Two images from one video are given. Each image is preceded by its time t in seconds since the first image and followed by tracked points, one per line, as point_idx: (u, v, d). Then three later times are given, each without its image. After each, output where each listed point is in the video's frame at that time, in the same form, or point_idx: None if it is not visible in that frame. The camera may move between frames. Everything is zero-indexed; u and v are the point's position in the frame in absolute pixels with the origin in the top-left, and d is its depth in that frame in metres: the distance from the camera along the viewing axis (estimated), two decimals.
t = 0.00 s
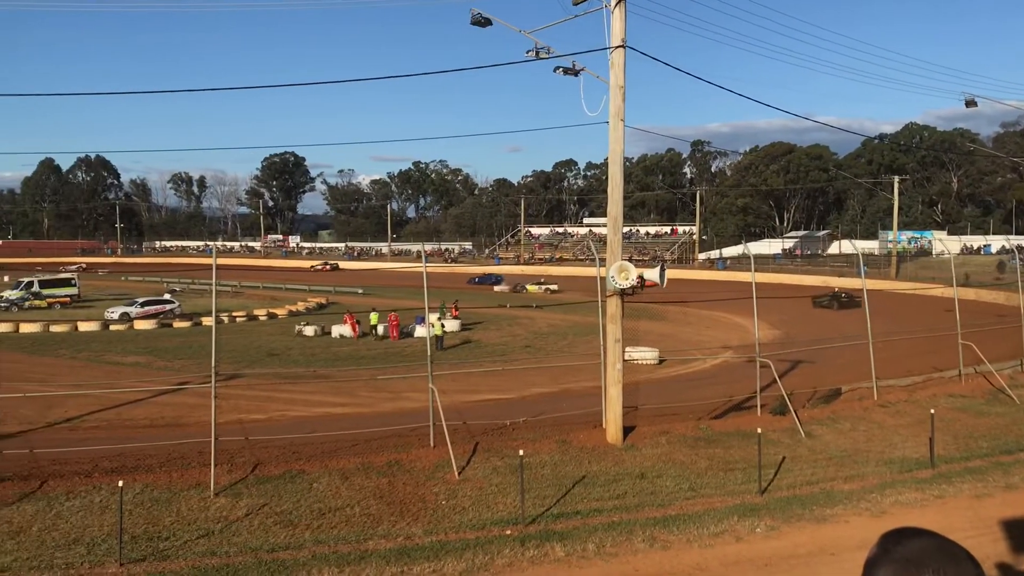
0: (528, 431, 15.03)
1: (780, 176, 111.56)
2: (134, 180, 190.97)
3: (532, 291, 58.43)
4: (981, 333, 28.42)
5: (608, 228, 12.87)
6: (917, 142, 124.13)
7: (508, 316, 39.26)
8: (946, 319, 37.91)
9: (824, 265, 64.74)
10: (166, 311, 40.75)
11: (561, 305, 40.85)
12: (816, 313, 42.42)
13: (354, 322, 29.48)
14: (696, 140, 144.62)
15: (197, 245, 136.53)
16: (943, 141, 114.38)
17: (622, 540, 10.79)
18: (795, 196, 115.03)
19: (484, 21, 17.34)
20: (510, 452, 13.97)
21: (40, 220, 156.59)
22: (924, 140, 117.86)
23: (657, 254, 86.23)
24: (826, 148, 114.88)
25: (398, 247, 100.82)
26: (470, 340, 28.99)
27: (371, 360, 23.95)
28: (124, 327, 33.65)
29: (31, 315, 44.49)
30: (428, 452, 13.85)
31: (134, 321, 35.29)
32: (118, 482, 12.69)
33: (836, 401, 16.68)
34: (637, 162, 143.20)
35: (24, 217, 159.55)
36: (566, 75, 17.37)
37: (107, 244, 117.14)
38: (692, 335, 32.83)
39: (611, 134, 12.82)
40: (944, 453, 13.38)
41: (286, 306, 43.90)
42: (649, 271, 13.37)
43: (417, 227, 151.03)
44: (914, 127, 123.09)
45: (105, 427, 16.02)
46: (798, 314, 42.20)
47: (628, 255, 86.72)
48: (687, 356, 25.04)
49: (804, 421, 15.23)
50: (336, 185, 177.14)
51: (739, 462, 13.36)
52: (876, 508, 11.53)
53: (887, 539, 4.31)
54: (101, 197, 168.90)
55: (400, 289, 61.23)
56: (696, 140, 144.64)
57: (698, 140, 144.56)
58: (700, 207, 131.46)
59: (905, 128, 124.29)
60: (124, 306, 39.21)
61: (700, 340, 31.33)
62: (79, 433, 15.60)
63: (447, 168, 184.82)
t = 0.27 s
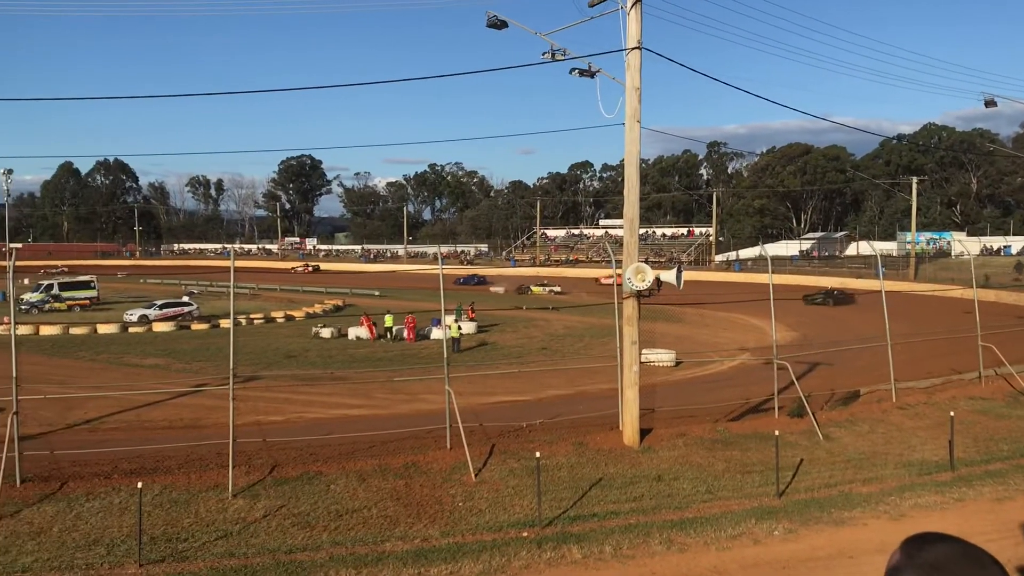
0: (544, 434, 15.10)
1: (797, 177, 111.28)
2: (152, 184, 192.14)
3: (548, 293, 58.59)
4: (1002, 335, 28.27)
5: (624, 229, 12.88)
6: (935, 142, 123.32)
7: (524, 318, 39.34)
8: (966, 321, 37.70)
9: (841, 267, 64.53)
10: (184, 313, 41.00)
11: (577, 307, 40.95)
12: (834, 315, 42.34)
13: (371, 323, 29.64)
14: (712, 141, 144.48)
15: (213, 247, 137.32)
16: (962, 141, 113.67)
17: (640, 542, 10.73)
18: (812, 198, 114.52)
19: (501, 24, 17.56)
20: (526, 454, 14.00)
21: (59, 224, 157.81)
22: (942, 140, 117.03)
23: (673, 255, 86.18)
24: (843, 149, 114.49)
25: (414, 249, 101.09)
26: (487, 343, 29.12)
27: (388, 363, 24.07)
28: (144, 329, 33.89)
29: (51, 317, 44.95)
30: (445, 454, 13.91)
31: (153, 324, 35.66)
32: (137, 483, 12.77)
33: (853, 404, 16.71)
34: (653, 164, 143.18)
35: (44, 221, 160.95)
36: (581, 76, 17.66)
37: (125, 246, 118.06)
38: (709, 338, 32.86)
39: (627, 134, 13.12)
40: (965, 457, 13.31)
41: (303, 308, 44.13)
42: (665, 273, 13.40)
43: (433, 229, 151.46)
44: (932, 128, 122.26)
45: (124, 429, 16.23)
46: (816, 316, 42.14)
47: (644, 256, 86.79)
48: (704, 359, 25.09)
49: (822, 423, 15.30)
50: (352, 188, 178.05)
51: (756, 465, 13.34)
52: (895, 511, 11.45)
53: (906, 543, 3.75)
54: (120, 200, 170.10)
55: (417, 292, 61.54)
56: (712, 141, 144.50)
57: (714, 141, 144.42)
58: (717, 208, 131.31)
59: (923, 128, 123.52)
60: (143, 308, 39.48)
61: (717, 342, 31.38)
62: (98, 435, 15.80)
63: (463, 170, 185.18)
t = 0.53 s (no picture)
0: (559, 437, 15.17)
1: (812, 178, 110.70)
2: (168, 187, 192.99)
3: (562, 295, 58.61)
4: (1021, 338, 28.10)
5: (638, 231, 12.96)
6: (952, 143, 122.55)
7: (539, 320, 39.40)
8: (984, 323, 37.49)
9: (857, 268, 64.30)
10: (200, 316, 41.19)
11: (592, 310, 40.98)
12: (851, 318, 42.22)
13: (386, 326, 29.68)
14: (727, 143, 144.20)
15: (228, 250, 137.89)
16: (979, 142, 112.93)
17: (655, 545, 10.65)
18: (828, 198, 113.94)
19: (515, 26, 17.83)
20: (540, 457, 14.02)
21: (76, 227, 158.64)
22: (959, 141, 116.22)
23: (688, 257, 86.00)
24: (859, 150, 114.04)
25: (429, 251, 101.27)
26: (502, 345, 29.19)
27: (404, 366, 24.19)
28: (160, 331, 34.04)
29: (69, 319, 45.31)
30: (460, 456, 13.96)
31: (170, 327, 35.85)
32: (153, 485, 12.83)
33: (870, 408, 16.71)
34: (667, 166, 143.02)
35: (61, 224, 161.98)
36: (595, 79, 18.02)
37: (141, 249, 118.80)
38: (724, 340, 32.82)
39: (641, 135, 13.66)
40: (983, 460, 13.25)
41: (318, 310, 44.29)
42: (679, 274, 13.47)
43: (448, 232, 151.58)
44: (949, 129, 121.47)
45: (140, 432, 16.40)
46: (833, 318, 42.01)
47: (659, 259, 86.69)
48: (718, 362, 25.10)
49: (838, 426, 15.33)
50: (367, 191, 178.31)
51: (772, 468, 13.30)
52: (912, 514, 11.37)
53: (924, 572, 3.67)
54: (136, 203, 170.95)
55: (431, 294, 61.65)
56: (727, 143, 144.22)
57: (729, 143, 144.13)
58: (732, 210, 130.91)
59: (940, 129, 122.74)
60: (159, 311, 39.68)
61: (732, 345, 31.36)
62: (114, 437, 15.89)
63: (477, 173, 185.29)
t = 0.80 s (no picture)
0: (570, 438, 15.18)
1: (825, 180, 110.34)
2: (181, 189, 194.05)
3: (573, 296, 58.62)
4: None
5: (651, 232, 13.04)
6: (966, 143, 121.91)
7: (551, 321, 39.46)
8: (998, 324, 37.33)
9: (870, 270, 64.09)
10: (213, 317, 41.38)
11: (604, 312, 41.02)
12: (865, 319, 42.11)
13: (398, 327, 29.84)
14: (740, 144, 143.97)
15: (241, 252, 138.44)
16: (994, 142, 112.32)
17: (667, 547, 10.59)
18: (841, 200, 113.52)
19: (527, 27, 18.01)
20: (552, 459, 14.01)
21: (90, 228, 159.66)
22: (974, 141, 115.49)
23: (700, 258, 85.82)
24: (872, 150, 113.66)
25: (441, 253, 101.46)
26: (514, 347, 29.25)
27: (416, 367, 24.28)
28: (173, 333, 34.21)
29: (84, 321, 45.60)
30: (472, 458, 13.98)
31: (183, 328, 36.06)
32: (167, 486, 12.89)
33: (883, 410, 16.68)
34: (679, 167, 142.90)
35: (75, 226, 163.10)
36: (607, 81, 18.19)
37: (154, 252, 119.54)
38: (737, 342, 32.78)
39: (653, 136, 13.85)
40: (997, 463, 13.20)
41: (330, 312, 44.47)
42: (691, 276, 13.58)
43: (459, 233, 151.73)
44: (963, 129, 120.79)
45: (153, 434, 16.52)
46: (846, 320, 41.90)
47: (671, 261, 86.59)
48: (730, 364, 25.07)
49: (852, 428, 15.29)
50: (379, 193, 178.77)
51: (785, 470, 13.27)
52: (926, 517, 11.30)
53: None
54: (149, 205, 171.94)
55: (443, 296, 61.76)
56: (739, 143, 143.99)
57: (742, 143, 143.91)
58: (744, 211, 130.73)
59: (954, 129, 122.08)
60: (172, 312, 39.88)
61: (744, 347, 31.32)
62: (128, 439, 15.97)
63: (488, 175, 185.45)
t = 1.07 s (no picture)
0: (579, 439, 15.24)
1: (835, 181, 110.06)
2: (191, 190, 194.92)
3: (581, 298, 58.67)
4: None
5: (660, 232, 13.13)
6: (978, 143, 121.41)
7: (561, 322, 39.47)
8: (1009, 325, 37.24)
9: (880, 271, 64.00)
10: (223, 318, 41.52)
11: (613, 313, 41.09)
12: (876, 320, 42.04)
13: (408, 327, 29.95)
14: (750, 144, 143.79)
15: (250, 253, 138.91)
16: (1006, 143, 111.89)
17: (677, 548, 10.53)
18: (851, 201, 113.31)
19: (537, 28, 18.21)
20: (561, 459, 14.04)
21: (101, 229, 160.66)
22: (985, 141, 115.10)
23: (709, 259, 85.74)
24: (882, 151, 113.46)
25: (450, 254, 101.61)
26: (524, 347, 29.34)
27: (427, 368, 24.35)
28: (183, 333, 34.34)
29: (95, 321, 45.83)
30: (481, 458, 14.02)
31: (193, 328, 36.23)
32: (177, 486, 12.93)
33: (894, 410, 16.75)
34: (688, 168, 142.80)
35: (86, 227, 163.93)
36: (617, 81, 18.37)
37: (165, 253, 120.15)
38: (747, 343, 32.78)
39: (663, 135, 14.10)
40: (1008, 465, 13.20)
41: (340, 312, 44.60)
42: (700, 276, 13.72)
43: (468, 234, 151.88)
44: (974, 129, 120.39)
45: (164, 433, 16.61)
46: (857, 321, 41.84)
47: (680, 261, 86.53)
48: (739, 365, 25.08)
49: (862, 429, 15.30)
50: (388, 194, 179.12)
51: (794, 471, 13.26)
52: (937, 518, 11.26)
53: None
54: (160, 206, 172.67)
55: (452, 297, 61.85)
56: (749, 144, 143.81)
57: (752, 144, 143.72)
58: (754, 212, 130.56)
59: (965, 129, 121.70)
60: (183, 313, 40.03)
61: (754, 348, 31.34)
62: (139, 440, 16.06)
63: (498, 176, 185.61)
